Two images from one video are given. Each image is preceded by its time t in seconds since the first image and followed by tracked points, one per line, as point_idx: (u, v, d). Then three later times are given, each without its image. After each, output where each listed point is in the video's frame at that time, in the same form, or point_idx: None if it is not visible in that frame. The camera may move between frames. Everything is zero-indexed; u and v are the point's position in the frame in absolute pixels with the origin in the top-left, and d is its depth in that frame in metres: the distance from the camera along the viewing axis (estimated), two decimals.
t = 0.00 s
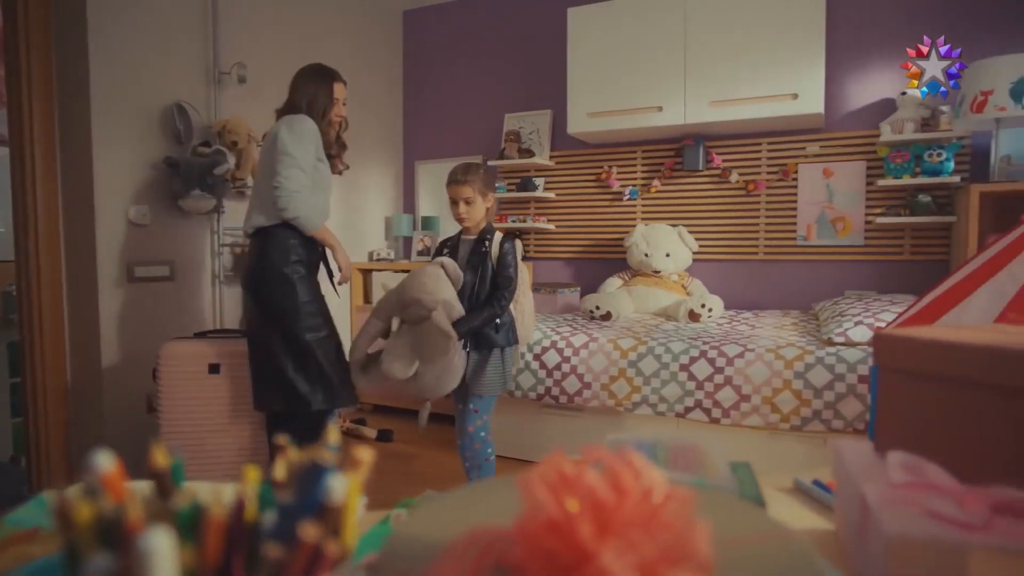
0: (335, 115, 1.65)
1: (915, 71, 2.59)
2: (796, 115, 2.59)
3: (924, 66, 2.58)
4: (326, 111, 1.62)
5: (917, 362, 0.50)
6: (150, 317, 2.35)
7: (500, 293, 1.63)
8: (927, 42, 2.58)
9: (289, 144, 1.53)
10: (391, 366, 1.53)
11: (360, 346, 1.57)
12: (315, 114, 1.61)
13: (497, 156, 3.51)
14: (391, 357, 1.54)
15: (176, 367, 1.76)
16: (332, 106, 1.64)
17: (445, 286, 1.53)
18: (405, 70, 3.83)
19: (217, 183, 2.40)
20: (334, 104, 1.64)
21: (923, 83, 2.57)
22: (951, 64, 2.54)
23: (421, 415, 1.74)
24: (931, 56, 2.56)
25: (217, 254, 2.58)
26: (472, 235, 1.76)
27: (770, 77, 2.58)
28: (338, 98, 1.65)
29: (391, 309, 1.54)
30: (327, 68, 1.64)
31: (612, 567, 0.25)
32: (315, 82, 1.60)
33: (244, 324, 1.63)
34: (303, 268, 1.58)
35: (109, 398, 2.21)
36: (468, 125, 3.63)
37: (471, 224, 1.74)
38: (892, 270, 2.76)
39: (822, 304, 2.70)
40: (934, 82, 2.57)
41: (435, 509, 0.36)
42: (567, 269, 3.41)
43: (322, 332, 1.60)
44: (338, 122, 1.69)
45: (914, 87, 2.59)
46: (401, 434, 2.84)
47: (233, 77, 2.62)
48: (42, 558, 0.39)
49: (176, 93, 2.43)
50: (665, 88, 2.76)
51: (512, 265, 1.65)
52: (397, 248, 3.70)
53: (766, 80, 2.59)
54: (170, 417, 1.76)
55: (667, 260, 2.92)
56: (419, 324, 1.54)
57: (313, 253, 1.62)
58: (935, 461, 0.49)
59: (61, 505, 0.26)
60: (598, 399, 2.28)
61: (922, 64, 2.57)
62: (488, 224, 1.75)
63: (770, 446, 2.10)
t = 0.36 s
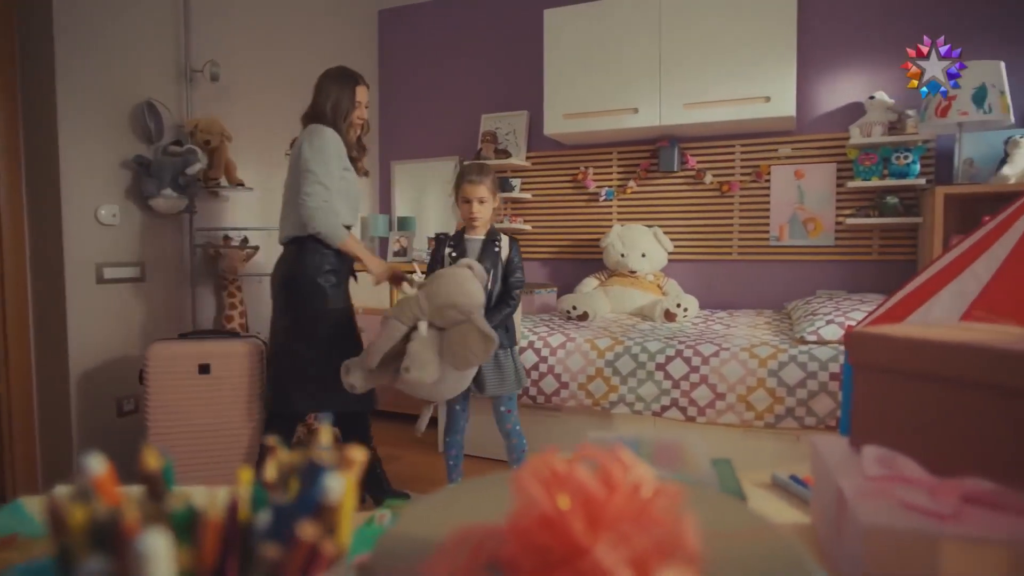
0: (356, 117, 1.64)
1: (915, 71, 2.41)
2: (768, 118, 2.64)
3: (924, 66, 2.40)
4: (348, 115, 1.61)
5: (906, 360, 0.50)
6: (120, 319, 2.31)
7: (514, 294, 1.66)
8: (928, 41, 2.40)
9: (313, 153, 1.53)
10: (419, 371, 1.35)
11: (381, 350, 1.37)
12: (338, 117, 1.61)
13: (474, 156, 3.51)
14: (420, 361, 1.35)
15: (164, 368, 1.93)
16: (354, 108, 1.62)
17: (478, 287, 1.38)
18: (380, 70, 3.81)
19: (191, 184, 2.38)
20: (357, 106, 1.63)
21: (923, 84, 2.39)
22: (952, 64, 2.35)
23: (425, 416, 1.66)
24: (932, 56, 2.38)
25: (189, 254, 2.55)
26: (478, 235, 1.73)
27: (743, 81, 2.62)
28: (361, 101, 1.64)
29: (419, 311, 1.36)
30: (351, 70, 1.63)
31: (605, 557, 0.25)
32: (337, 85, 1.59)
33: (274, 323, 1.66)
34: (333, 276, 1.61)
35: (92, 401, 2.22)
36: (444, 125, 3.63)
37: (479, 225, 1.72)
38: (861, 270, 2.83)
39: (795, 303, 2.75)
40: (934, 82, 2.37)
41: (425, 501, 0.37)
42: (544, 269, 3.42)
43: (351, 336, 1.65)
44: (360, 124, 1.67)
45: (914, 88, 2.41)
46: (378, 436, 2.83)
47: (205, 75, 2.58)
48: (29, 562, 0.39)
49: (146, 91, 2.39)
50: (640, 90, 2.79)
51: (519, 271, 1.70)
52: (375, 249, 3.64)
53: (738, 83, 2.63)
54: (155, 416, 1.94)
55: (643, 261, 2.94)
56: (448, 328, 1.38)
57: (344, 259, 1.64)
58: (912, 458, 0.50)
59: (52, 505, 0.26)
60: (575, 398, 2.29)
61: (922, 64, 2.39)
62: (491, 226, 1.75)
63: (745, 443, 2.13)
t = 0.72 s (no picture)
0: (372, 108, 1.66)
1: (914, 71, 2.34)
2: (746, 119, 2.67)
3: (924, 66, 2.33)
4: (364, 104, 1.64)
5: (903, 359, 0.50)
6: (94, 320, 2.27)
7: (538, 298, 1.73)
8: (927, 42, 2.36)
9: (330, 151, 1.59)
10: (478, 373, 1.46)
11: (447, 354, 1.39)
12: (352, 111, 1.64)
13: (455, 156, 3.51)
14: (478, 365, 1.46)
15: (147, 371, 2.05)
16: (371, 96, 1.64)
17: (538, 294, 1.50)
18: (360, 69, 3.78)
19: (168, 183, 2.35)
20: (373, 94, 1.64)
21: (923, 84, 2.32)
22: (952, 65, 2.30)
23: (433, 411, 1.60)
24: (931, 56, 2.33)
25: (167, 254, 2.54)
26: (499, 235, 1.74)
27: (721, 83, 2.65)
28: (377, 90, 1.65)
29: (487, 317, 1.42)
30: (365, 61, 1.64)
31: (605, 550, 0.25)
32: (352, 77, 1.62)
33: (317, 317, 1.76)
34: (355, 270, 1.66)
35: (67, 409, 2.18)
36: (425, 125, 3.62)
37: (502, 225, 1.74)
38: (837, 270, 2.88)
39: (773, 302, 2.79)
40: (934, 83, 2.33)
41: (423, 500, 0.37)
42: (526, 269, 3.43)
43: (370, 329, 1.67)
44: (381, 113, 1.69)
45: (914, 87, 2.33)
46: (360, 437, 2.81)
47: (182, 73, 2.55)
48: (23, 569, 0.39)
49: (121, 88, 2.35)
50: (620, 91, 2.81)
51: (538, 273, 1.78)
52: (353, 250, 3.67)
53: (717, 85, 2.66)
54: (138, 420, 2.03)
55: (624, 261, 2.96)
56: (505, 333, 1.49)
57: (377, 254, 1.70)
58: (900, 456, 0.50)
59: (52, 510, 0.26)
60: (557, 398, 2.30)
61: (921, 64, 2.34)
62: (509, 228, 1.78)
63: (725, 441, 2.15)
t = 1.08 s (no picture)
0: (390, 107, 1.63)
1: (915, 71, 2.30)
2: (729, 120, 2.70)
3: (924, 66, 2.30)
4: (381, 102, 1.62)
5: (901, 358, 0.51)
6: (72, 320, 2.24)
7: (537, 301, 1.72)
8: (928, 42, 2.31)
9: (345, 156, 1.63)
10: (478, 364, 1.48)
11: (448, 338, 1.40)
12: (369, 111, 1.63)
13: (439, 156, 3.51)
14: (479, 356, 1.48)
15: (129, 371, 2.02)
16: (387, 94, 1.62)
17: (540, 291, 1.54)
18: (343, 68, 3.76)
19: (148, 182, 2.33)
20: (390, 92, 1.62)
21: (923, 84, 2.29)
22: (951, 64, 2.28)
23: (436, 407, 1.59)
24: (931, 56, 2.29)
25: (147, 255, 2.50)
26: (502, 236, 1.74)
27: (703, 85, 2.68)
28: (394, 87, 1.63)
29: (491, 306, 1.45)
30: (383, 62, 1.65)
31: (614, 543, 0.26)
32: (370, 77, 1.62)
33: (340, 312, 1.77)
34: (377, 268, 1.66)
35: (46, 412, 2.15)
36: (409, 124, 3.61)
37: (506, 226, 1.73)
38: (817, 269, 2.92)
39: (755, 301, 2.83)
40: (934, 83, 2.29)
41: (425, 498, 0.37)
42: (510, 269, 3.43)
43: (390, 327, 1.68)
44: (404, 111, 1.66)
45: (914, 88, 2.30)
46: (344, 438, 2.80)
47: (163, 71, 2.52)
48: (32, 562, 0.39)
49: (100, 86, 2.31)
50: (605, 91, 2.83)
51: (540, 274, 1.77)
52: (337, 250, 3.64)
53: (699, 86, 2.69)
54: (122, 421, 2.01)
55: (608, 261, 2.98)
56: (507, 327, 1.51)
57: (403, 254, 1.69)
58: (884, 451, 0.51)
59: (66, 506, 0.25)
60: (543, 397, 2.31)
61: (921, 65, 2.29)
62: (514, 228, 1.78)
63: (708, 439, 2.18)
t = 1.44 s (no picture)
0: (416, 108, 1.71)
1: (915, 72, 2.37)
2: (715, 121, 2.73)
3: (925, 66, 2.52)
4: (408, 100, 1.71)
5: (895, 353, 0.52)
6: (55, 321, 2.21)
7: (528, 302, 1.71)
8: (927, 44, 2.55)
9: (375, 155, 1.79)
10: (458, 368, 1.47)
11: (423, 343, 1.42)
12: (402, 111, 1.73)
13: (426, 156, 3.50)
14: (458, 360, 1.47)
15: (114, 373, 2.00)
16: (413, 93, 1.70)
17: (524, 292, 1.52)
18: (329, 66, 3.75)
19: (133, 181, 2.30)
20: (416, 91, 1.69)
21: (923, 83, 2.41)
22: (950, 64, 2.52)
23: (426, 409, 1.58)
24: (932, 56, 2.52)
25: (133, 255, 2.47)
26: (491, 236, 1.67)
27: (690, 86, 2.70)
28: (422, 88, 1.69)
29: (469, 310, 1.46)
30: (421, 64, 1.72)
31: (628, 533, 0.27)
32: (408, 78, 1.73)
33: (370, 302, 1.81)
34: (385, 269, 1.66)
35: (28, 415, 2.11)
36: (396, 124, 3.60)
37: (494, 226, 1.66)
38: (801, 268, 2.96)
39: (741, 300, 2.86)
40: (934, 83, 2.50)
41: (434, 492, 0.37)
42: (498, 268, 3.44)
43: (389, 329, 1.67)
44: (430, 111, 1.70)
45: (914, 88, 2.36)
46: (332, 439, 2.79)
47: (148, 69, 2.50)
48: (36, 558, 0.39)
49: (83, 84, 2.29)
50: (592, 92, 2.84)
51: (528, 277, 1.75)
52: (324, 250, 3.63)
53: (686, 88, 2.71)
54: (106, 422, 1.98)
55: (596, 260, 2.99)
56: (489, 330, 1.50)
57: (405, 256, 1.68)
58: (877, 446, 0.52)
59: (91, 505, 0.26)
60: (532, 397, 2.32)
61: (922, 65, 2.50)
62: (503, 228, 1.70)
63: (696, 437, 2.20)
